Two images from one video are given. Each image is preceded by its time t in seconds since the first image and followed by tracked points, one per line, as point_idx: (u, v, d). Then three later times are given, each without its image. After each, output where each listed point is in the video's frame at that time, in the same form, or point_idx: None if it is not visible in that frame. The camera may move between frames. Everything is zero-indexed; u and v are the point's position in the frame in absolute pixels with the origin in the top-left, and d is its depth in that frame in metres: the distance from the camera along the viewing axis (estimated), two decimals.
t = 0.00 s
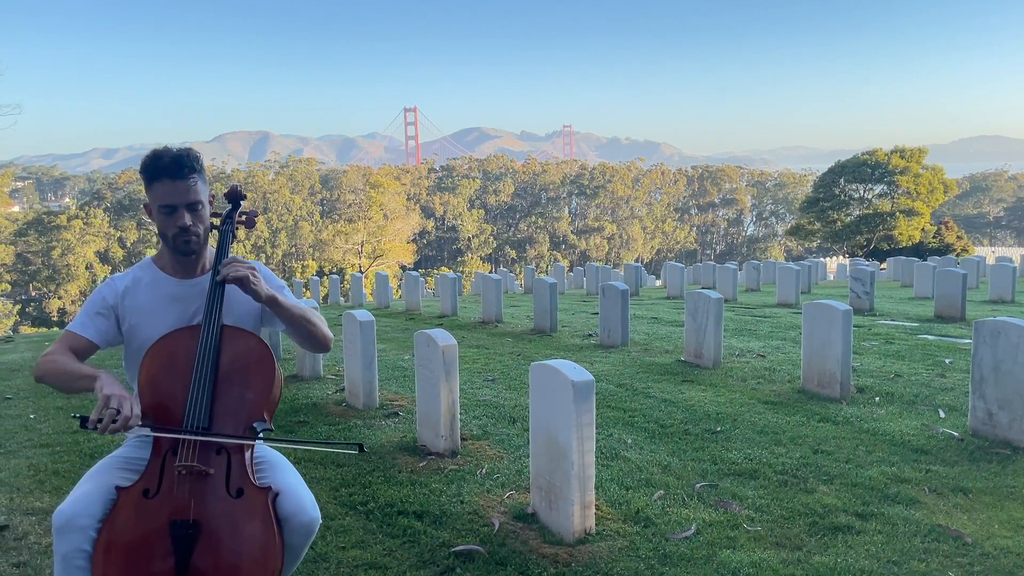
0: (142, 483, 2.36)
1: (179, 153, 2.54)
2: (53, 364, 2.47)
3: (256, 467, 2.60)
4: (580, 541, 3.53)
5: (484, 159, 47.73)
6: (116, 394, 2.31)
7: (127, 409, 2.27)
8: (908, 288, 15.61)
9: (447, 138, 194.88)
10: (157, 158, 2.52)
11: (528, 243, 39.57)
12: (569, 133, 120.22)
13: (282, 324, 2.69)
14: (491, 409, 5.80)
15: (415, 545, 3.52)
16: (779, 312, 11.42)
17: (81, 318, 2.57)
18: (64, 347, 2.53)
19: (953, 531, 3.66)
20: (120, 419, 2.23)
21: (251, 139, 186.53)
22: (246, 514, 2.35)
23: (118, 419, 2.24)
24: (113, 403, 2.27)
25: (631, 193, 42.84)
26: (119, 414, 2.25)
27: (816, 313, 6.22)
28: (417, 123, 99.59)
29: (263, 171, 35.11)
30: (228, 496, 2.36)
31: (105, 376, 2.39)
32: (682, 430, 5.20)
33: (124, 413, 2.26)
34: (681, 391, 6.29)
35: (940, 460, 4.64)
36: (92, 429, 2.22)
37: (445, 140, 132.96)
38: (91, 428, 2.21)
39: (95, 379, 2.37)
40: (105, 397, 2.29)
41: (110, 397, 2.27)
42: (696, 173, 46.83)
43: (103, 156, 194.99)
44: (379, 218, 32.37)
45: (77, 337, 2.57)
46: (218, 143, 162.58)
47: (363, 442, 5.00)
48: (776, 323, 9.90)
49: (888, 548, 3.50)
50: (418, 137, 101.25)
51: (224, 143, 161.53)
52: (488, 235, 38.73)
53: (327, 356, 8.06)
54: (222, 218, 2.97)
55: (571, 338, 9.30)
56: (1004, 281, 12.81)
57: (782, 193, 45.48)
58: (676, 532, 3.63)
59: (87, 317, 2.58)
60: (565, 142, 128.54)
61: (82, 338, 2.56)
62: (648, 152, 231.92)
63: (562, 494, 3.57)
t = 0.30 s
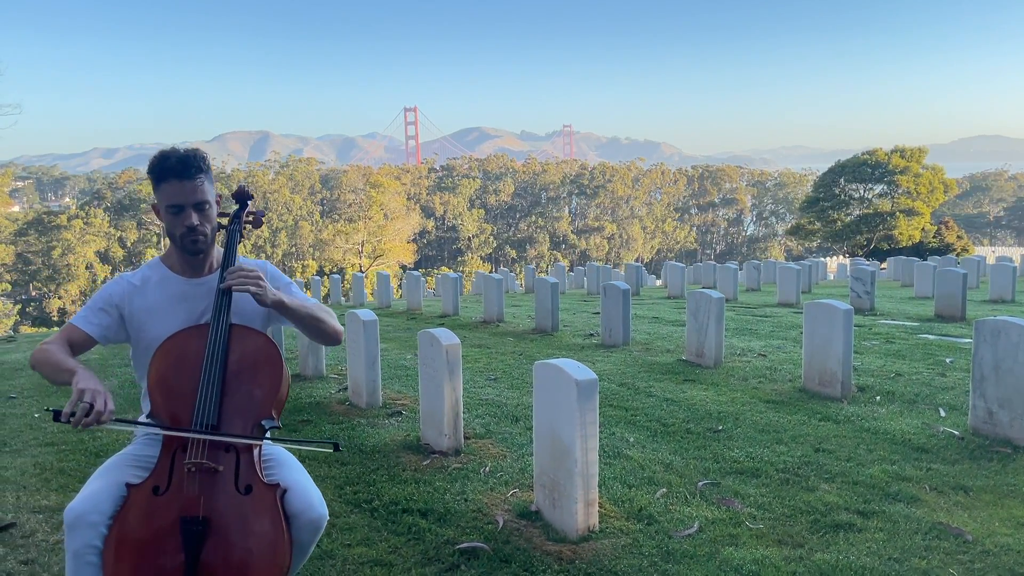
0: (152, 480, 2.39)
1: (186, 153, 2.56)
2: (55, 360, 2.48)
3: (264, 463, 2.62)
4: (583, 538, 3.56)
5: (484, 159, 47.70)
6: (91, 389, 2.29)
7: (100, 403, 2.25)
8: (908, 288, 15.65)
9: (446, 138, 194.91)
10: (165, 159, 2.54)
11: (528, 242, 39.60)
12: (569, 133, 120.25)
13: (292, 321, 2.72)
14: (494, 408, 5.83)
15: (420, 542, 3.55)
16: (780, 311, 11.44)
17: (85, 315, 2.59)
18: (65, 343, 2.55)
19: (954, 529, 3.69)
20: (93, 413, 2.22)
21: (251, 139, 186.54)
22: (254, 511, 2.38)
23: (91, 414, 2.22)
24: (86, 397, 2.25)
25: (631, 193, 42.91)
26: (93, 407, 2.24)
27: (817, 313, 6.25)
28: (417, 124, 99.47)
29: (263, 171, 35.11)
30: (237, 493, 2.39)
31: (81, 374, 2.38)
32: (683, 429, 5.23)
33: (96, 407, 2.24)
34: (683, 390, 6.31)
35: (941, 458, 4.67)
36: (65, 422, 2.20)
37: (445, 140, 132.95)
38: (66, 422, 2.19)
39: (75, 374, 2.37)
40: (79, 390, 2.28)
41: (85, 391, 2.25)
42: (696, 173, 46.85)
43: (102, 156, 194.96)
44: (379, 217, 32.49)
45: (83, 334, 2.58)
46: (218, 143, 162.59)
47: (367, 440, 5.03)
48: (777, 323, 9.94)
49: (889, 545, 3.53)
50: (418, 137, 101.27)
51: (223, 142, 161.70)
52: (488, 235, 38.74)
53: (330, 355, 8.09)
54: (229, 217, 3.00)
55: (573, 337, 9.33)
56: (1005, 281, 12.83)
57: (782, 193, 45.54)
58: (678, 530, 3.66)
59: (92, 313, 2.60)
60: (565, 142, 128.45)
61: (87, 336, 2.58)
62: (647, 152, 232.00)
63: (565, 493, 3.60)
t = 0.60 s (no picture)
0: (162, 474, 2.41)
1: (195, 151, 2.58)
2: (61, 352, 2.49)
3: (275, 457, 2.64)
4: (589, 533, 3.58)
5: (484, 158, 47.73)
6: (73, 377, 2.29)
7: (81, 390, 2.26)
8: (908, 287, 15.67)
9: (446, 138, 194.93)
10: (174, 157, 2.56)
11: (528, 242, 39.62)
12: (569, 133, 120.33)
13: (302, 315, 2.75)
14: (498, 406, 5.86)
15: (427, 537, 3.57)
16: (781, 310, 11.46)
17: (93, 308, 2.59)
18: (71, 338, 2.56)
19: (957, 524, 3.71)
20: (72, 401, 2.22)
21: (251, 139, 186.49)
22: (265, 504, 2.40)
23: (70, 400, 2.23)
24: (68, 385, 2.25)
25: (631, 193, 42.96)
26: (72, 394, 2.24)
27: (818, 311, 6.28)
28: (417, 124, 99.59)
29: (263, 170, 35.10)
30: (248, 486, 2.42)
31: (64, 362, 2.37)
32: (686, 426, 5.25)
33: (76, 394, 2.24)
34: (684, 388, 6.34)
35: (943, 455, 4.70)
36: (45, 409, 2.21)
37: (445, 140, 133.02)
38: (46, 409, 2.20)
39: (60, 362, 2.36)
40: (60, 379, 2.28)
41: (67, 378, 2.26)
42: (696, 173, 46.88)
43: (102, 155, 194.91)
44: (380, 217, 32.54)
45: (90, 328, 2.59)
46: (218, 142, 162.53)
47: (372, 437, 5.06)
48: (779, 321, 9.96)
49: (892, 541, 3.55)
50: (418, 137, 101.32)
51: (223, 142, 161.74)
52: (488, 234, 38.75)
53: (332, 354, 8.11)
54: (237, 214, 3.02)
55: (575, 336, 9.35)
56: (1005, 280, 12.86)
57: (782, 192, 45.57)
58: (683, 525, 3.68)
59: (99, 306, 2.61)
60: (565, 142, 128.53)
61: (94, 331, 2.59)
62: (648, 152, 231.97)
63: (570, 488, 3.62)
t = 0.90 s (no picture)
0: (177, 467, 2.43)
1: (204, 148, 2.59)
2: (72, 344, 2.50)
3: (286, 451, 2.66)
4: (596, 528, 3.60)
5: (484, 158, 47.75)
6: (66, 363, 2.31)
7: (71, 373, 2.28)
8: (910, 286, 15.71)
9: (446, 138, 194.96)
10: (183, 155, 2.57)
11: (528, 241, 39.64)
12: (568, 133, 120.37)
13: (314, 308, 2.77)
14: (502, 403, 5.88)
15: (435, 531, 3.60)
16: (782, 309, 11.50)
17: (105, 301, 2.61)
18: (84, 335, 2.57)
19: (961, 519, 3.74)
20: (63, 384, 2.24)
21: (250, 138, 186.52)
22: (277, 496, 2.42)
23: (61, 385, 2.24)
24: (59, 369, 2.27)
25: (631, 194, 43.03)
26: (64, 379, 2.26)
27: (821, 308, 6.30)
28: (417, 123, 99.42)
29: (263, 170, 35.13)
30: (261, 479, 2.44)
31: (69, 352, 2.40)
32: (691, 423, 5.28)
33: (67, 377, 2.27)
34: (687, 385, 6.37)
35: (946, 451, 4.72)
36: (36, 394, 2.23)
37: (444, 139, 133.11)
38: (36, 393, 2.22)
39: (61, 351, 2.38)
40: (53, 364, 2.30)
41: (59, 364, 2.28)
42: (696, 172, 46.92)
43: (102, 155, 194.91)
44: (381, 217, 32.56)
45: (100, 321, 2.60)
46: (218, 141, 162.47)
47: (378, 433, 5.08)
48: (781, 320, 9.98)
49: (897, 536, 3.58)
50: (418, 137, 101.31)
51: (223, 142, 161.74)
52: (488, 233, 38.76)
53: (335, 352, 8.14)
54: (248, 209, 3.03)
55: (578, 334, 9.37)
56: (1006, 279, 12.89)
57: (782, 192, 45.63)
58: (688, 520, 3.71)
59: (111, 300, 2.63)
60: (565, 141, 128.56)
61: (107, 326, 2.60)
62: (648, 151, 231.91)
63: (577, 483, 3.65)
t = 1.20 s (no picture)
0: (192, 462, 2.45)
1: (218, 149, 2.58)
2: (85, 340, 2.52)
3: (300, 446, 2.67)
4: (605, 525, 3.62)
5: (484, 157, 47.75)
6: (68, 354, 2.33)
7: (72, 363, 2.30)
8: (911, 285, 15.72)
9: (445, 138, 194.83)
10: (196, 155, 2.56)
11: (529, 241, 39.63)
12: (568, 133, 120.34)
13: (327, 305, 2.78)
14: (508, 401, 5.89)
15: (445, 529, 3.61)
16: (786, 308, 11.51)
17: (118, 298, 2.62)
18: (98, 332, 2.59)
19: (970, 516, 3.75)
20: (62, 373, 2.26)
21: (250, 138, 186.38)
22: (292, 492, 2.43)
23: (61, 373, 2.27)
24: (60, 360, 2.29)
25: (631, 193, 43.09)
26: (64, 368, 2.28)
27: (826, 307, 6.32)
28: (417, 123, 99.28)
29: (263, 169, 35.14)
30: (276, 475, 2.45)
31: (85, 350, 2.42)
32: (697, 421, 5.28)
33: (67, 366, 2.29)
34: (693, 383, 6.39)
35: (953, 449, 4.73)
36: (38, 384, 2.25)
37: (444, 138, 133.00)
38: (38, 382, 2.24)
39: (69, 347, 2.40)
40: (54, 355, 2.32)
41: (64, 356, 2.30)
42: (696, 172, 46.94)
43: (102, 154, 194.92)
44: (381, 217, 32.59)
45: (114, 317, 2.61)
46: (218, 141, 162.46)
47: (385, 431, 5.09)
48: (784, 319, 9.99)
49: (906, 532, 3.59)
50: (418, 136, 101.27)
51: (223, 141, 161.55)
52: (488, 233, 38.75)
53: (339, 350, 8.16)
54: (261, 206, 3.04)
55: (582, 332, 9.39)
56: (1008, 278, 12.90)
57: (782, 191, 45.58)
58: (697, 517, 3.72)
59: (125, 297, 2.64)
60: (565, 141, 128.52)
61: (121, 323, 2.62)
62: (648, 151, 231.96)
63: (586, 480, 3.66)
